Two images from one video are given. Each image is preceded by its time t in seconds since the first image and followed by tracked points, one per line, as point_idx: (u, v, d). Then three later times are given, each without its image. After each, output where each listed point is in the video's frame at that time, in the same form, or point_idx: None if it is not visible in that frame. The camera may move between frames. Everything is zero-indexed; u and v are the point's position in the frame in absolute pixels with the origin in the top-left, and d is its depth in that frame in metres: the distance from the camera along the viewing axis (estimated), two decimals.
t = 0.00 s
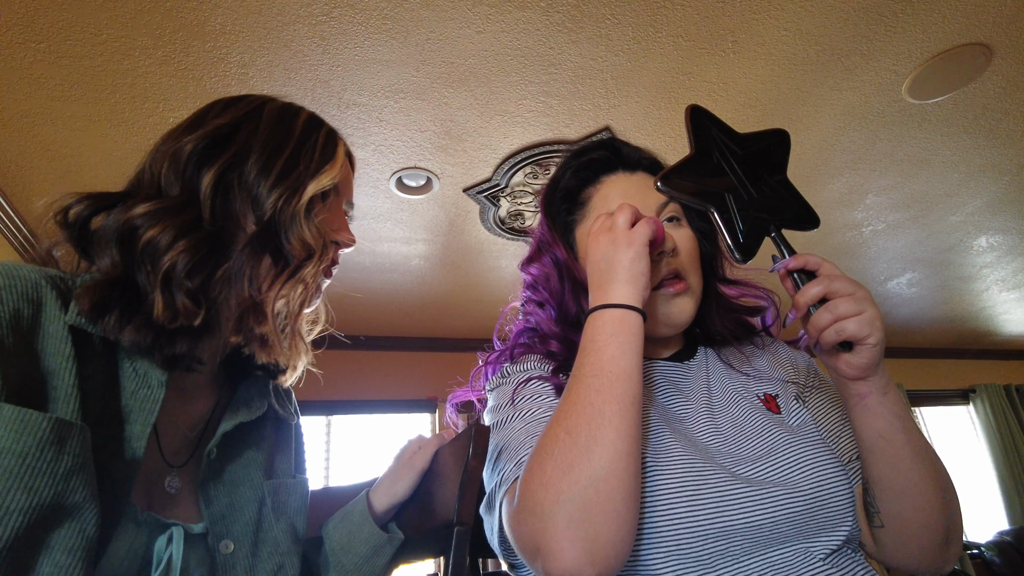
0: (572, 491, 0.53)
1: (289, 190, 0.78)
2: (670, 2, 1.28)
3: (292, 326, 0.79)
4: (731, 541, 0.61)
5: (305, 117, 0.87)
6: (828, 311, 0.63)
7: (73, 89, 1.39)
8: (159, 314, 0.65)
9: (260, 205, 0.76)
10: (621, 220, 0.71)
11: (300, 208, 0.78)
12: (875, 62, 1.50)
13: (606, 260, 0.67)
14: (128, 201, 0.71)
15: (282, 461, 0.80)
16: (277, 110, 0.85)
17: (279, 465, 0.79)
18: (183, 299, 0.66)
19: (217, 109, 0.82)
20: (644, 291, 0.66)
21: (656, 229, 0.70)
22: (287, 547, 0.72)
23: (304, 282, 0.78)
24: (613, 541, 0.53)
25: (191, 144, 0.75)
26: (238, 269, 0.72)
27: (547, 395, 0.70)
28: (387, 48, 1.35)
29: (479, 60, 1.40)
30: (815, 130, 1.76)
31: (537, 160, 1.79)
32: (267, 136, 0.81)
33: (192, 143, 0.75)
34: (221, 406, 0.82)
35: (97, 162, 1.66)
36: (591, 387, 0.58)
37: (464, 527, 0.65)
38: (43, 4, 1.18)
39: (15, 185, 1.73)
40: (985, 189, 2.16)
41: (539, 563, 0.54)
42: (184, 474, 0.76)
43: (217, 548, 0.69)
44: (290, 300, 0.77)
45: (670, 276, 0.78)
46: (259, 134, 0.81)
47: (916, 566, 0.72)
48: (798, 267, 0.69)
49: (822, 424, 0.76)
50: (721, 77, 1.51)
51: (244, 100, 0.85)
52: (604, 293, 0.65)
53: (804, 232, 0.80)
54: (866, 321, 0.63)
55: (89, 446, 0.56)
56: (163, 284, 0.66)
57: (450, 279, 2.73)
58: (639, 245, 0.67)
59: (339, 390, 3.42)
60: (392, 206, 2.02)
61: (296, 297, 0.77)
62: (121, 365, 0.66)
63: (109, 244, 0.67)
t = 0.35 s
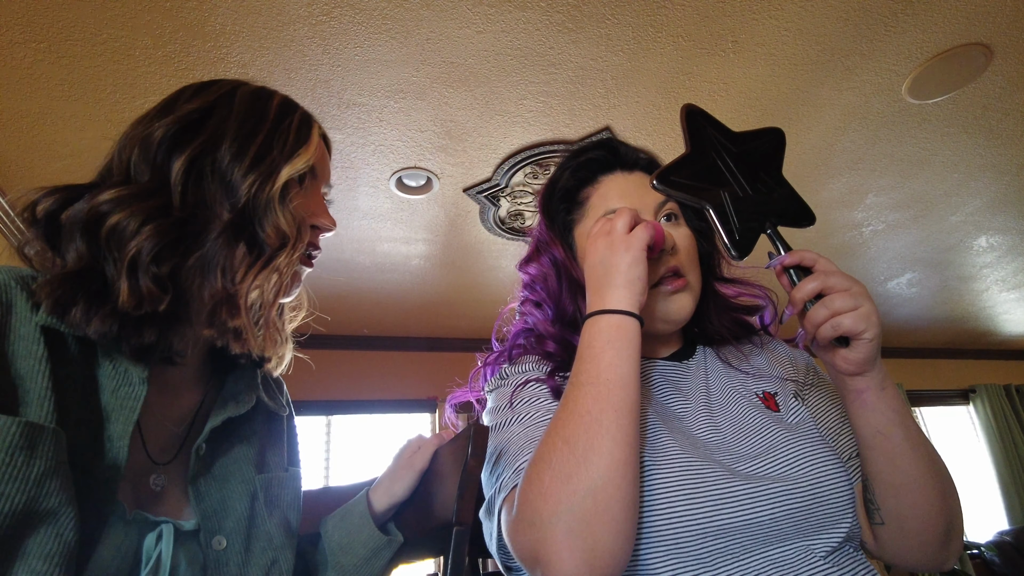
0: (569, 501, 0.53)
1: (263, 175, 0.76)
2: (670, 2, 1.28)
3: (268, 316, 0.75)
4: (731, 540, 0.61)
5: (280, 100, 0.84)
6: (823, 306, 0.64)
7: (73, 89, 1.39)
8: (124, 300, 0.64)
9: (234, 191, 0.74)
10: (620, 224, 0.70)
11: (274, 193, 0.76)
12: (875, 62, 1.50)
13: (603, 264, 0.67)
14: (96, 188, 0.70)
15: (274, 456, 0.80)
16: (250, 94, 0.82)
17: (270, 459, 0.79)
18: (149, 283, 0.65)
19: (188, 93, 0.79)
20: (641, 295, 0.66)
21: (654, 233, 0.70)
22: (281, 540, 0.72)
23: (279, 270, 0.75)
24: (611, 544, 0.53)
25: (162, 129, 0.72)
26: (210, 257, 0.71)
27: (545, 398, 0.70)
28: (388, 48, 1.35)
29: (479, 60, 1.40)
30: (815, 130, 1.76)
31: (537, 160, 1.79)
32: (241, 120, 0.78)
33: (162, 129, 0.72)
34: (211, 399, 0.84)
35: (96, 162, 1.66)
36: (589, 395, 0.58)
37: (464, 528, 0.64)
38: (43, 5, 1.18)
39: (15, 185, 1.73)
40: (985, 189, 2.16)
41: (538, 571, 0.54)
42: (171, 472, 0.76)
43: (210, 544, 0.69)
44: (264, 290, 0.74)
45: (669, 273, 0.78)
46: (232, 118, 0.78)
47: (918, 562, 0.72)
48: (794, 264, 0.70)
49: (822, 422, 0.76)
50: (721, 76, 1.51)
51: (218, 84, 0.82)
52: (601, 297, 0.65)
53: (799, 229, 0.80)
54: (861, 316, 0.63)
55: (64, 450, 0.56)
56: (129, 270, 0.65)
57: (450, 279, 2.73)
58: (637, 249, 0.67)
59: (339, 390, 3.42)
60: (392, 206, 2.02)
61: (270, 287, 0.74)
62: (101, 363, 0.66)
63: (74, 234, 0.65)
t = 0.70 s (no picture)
0: (575, 516, 0.53)
1: (238, 197, 0.73)
2: (670, 2, 1.28)
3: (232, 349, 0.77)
4: (731, 540, 0.61)
5: (262, 110, 0.81)
6: (822, 306, 0.64)
7: (73, 89, 1.39)
8: (86, 331, 0.60)
9: (207, 211, 0.71)
10: (633, 237, 0.70)
11: (248, 219, 0.73)
12: (875, 62, 1.50)
13: (616, 275, 0.68)
14: (71, 196, 0.68)
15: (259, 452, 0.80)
16: (232, 101, 0.78)
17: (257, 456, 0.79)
18: (114, 311, 0.62)
19: (166, 98, 0.75)
20: (651, 310, 0.66)
21: (667, 246, 0.70)
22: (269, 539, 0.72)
23: (247, 303, 0.75)
24: (614, 555, 0.53)
25: (138, 140, 0.70)
26: (180, 286, 0.68)
27: (545, 401, 0.70)
28: (388, 48, 1.35)
29: (479, 60, 1.40)
30: (815, 129, 1.76)
31: (537, 160, 1.79)
32: (219, 132, 0.75)
33: (138, 138, 0.70)
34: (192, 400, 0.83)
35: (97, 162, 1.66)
36: (597, 411, 0.58)
37: (464, 527, 0.64)
38: (43, 5, 1.18)
39: (16, 185, 1.73)
40: (985, 189, 2.16)
41: None
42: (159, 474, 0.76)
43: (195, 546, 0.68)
44: (232, 322, 0.73)
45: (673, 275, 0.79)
46: (210, 130, 0.74)
47: (919, 562, 0.72)
48: (792, 264, 0.70)
49: (822, 422, 0.76)
50: (722, 76, 1.51)
51: (203, 86, 0.79)
52: (613, 310, 0.66)
53: (798, 229, 0.80)
54: (860, 316, 0.63)
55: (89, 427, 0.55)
56: (94, 296, 0.62)
57: (450, 279, 2.73)
58: (651, 264, 0.67)
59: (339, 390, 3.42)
60: (392, 206, 2.02)
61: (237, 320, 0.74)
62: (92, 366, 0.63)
63: (47, 250, 0.64)
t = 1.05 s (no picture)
0: (564, 557, 0.53)
1: (225, 195, 0.71)
2: (671, 1, 1.28)
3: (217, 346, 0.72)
4: (734, 540, 0.61)
5: (250, 107, 0.79)
6: (830, 304, 0.63)
7: (72, 89, 1.39)
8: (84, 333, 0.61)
9: (194, 211, 0.69)
10: (626, 249, 0.65)
11: (237, 215, 0.70)
12: (875, 62, 1.50)
13: (613, 300, 0.64)
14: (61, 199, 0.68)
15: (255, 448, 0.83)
16: (219, 101, 0.77)
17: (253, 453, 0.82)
18: (109, 316, 0.62)
19: (156, 99, 0.75)
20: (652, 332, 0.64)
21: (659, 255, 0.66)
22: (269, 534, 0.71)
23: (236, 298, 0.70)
24: None
25: (126, 142, 0.69)
26: (162, 281, 0.64)
27: (540, 410, 0.69)
28: (388, 48, 1.35)
29: (479, 60, 1.40)
30: (815, 130, 1.76)
31: (537, 160, 1.79)
32: (207, 132, 0.73)
33: (127, 140, 0.69)
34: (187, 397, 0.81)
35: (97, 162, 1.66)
36: (596, 445, 0.56)
37: (464, 528, 0.61)
38: (42, 5, 1.17)
39: (15, 185, 1.73)
40: (985, 190, 2.16)
41: None
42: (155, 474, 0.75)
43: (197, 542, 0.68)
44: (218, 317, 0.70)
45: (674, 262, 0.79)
46: (198, 130, 0.73)
47: (921, 562, 0.72)
48: (801, 261, 0.69)
49: (824, 422, 0.76)
50: (722, 76, 1.51)
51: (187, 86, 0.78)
52: (613, 338, 0.62)
53: (805, 227, 0.80)
54: (869, 314, 0.63)
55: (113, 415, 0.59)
56: (90, 299, 0.62)
57: (450, 279, 2.73)
58: (650, 285, 0.63)
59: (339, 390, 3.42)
60: (392, 206, 2.02)
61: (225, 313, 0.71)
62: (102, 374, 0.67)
63: (42, 256, 0.64)
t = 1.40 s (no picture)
0: None
1: (217, 174, 0.74)
2: (671, 1, 1.28)
3: (230, 319, 0.71)
4: (731, 541, 0.61)
5: (229, 87, 0.82)
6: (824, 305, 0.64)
7: (73, 89, 1.39)
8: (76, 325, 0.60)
9: (189, 193, 0.72)
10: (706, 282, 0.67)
11: (230, 192, 0.74)
12: (874, 62, 1.50)
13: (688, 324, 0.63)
14: (42, 202, 0.67)
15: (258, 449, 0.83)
16: (198, 83, 0.79)
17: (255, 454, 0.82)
18: (101, 304, 0.62)
19: (132, 88, 0.75)
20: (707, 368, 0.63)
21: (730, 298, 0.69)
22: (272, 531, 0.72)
23: (239, 273, 0.72)
24: None
25: (110, 136, 0.70)
26: (165, 266, 0.67)
27: (539, 413, 0.70)
28: (388, 48, 1.35)
29: (479, 60, 1.40)
30: (815, 129, 1.76)
31: (537, 160, 1.79)
32: (190, 116, 0.75)
33: (111, 134, 0.70)
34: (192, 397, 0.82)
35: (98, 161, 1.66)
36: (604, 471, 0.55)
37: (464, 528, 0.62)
38: (44, 5, 1.18)
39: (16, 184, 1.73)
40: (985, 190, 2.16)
41: None
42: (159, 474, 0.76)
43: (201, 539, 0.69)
44: (225, 294, 0.70)
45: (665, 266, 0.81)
46: (181, 116, 0.75)
47: (919, 563, 0.72)
48: (796, 261, 0.69)
49: (822, 422, 0.76)
50: (722, 76, 1.51)
51: (161, 76, 0.78)
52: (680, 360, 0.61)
53: (805, 228, 0.80)
54: (862, 315, 0.63)
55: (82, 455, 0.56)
56: (82, 291, 0.62)
57: (450, 279, 2.73)
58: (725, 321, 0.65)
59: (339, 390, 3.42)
60: (392, 206, 2.02)
61: (230, 291, 0.71)
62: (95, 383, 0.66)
63: (27, 258, 0.63)
